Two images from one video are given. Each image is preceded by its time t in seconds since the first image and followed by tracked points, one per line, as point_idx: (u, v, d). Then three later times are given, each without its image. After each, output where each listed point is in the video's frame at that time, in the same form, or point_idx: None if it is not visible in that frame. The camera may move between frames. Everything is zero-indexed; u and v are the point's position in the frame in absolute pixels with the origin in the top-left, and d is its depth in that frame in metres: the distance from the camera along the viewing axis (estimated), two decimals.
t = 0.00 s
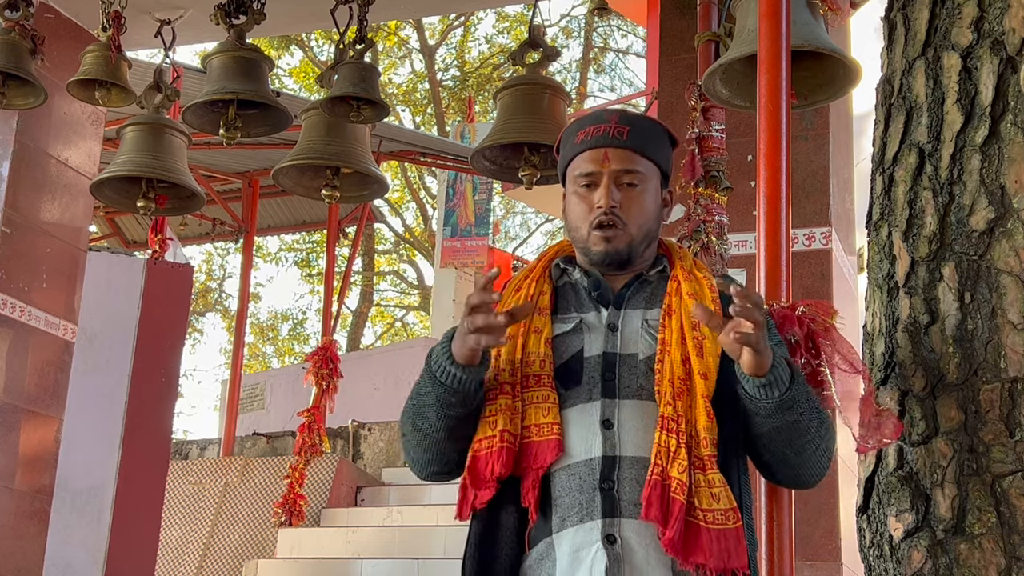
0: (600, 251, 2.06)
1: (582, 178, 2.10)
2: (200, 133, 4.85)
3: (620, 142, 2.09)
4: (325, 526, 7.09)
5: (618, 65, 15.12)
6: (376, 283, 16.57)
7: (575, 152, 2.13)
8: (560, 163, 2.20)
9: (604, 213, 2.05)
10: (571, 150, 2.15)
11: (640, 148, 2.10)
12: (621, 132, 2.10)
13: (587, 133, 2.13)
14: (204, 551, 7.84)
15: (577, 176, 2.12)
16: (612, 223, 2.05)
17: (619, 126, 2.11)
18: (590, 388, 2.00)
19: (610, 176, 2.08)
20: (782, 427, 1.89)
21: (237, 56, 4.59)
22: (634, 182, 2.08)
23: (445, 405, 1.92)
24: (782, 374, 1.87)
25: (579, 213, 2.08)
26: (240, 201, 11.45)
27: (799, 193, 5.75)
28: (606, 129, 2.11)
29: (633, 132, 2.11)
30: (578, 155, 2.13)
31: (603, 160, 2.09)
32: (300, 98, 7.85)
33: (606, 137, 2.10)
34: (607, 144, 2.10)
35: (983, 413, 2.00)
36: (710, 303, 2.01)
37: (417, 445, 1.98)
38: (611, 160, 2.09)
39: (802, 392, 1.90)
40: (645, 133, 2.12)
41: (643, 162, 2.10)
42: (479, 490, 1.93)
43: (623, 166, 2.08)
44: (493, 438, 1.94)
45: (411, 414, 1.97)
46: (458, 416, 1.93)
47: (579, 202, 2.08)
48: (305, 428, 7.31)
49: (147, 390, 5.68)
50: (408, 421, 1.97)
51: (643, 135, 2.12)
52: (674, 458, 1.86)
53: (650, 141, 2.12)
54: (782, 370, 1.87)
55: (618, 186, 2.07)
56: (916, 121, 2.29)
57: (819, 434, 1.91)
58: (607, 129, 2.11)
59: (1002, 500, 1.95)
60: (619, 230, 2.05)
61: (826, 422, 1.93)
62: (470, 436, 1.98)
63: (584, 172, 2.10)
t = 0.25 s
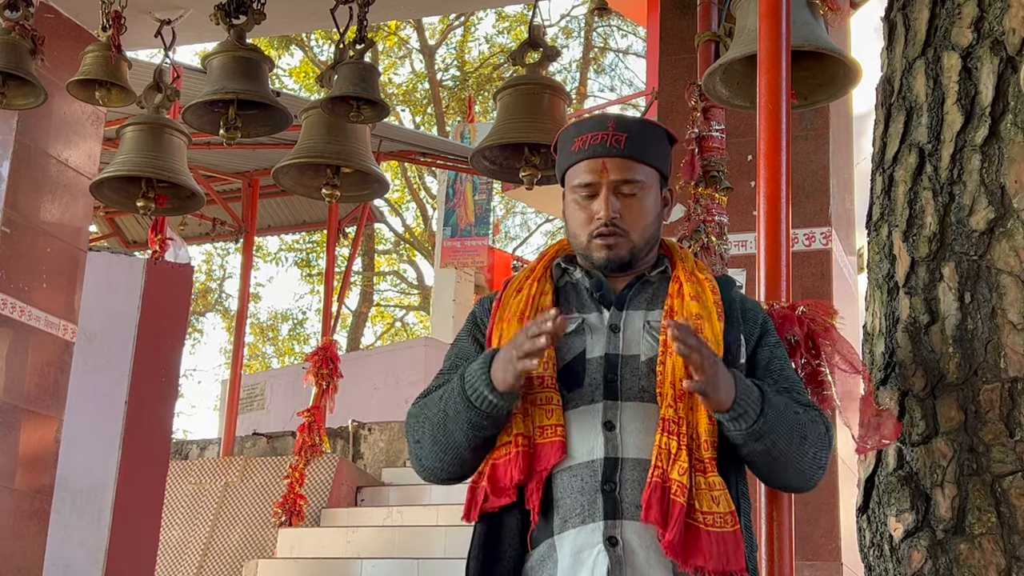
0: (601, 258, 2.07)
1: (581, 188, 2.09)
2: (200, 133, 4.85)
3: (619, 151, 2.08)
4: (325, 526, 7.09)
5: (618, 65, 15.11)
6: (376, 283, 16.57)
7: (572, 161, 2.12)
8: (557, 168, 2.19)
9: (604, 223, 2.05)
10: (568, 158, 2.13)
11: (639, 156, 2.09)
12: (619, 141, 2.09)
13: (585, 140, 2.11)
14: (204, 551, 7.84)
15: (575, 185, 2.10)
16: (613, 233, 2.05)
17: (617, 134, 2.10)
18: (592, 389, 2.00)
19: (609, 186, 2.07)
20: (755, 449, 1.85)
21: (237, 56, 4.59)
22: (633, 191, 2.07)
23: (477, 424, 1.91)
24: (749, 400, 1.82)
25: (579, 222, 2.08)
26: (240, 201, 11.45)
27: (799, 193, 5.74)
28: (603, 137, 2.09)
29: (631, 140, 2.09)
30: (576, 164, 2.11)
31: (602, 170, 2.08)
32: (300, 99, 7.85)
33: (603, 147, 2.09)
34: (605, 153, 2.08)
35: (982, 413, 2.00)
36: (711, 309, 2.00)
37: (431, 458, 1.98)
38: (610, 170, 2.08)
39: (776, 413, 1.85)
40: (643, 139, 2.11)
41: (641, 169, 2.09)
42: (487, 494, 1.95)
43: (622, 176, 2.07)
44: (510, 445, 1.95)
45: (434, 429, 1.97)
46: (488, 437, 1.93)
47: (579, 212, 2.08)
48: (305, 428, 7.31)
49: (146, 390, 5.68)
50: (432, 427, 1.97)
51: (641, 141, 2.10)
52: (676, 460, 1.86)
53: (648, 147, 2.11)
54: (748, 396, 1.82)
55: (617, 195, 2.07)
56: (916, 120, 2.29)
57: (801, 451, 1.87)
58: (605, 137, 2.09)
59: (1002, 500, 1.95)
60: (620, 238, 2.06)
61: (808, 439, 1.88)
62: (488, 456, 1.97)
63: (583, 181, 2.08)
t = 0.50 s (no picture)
0: (604, 255, 2.07)
1: (581, 186, 2.10)
2: (200, 133, 4.85)
3: (618, 148, 2.08)
4: (325, 526, 7.09)
5: (618, 65, 15.12)
6: (375, 283, 16.57)
7: (573, 161, 2.12)
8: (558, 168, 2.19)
9: (606, 221, 2.05)
10: (568, 157, 2.14)
11: (638, 153, 2.09)
12: (618, 139, 2.09)
13: (584, 140, 2.12)
14: (204, 551, 7.84)
15: (576, 184, 2.11)
16: (615, 229, 2.05)
17: (616, 132, 2.10)
18: (593, 388, 2.00)
19: (610, 184, 2.07)
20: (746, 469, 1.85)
21: (237, 57, 4.59)
22: (633, 188, 2.08)
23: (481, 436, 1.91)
24: (743, 425, 1.80)
25: (581, 221, 2.08)
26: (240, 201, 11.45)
27: (799, 193, 5.75)
28: (602, 136, 2.10)
29: (630, 138, 2.10)
30: (576, 164, 2.12)
31: (602, 168, 2.08)
32: (300, 99, 7.85)
33: (602, 146, 2.09)
34: (604, 151, 2.09)
35: (983, 413, 2.00)
36: (714, 310, 2.00)
37: (440, 476, 1.97)
38: (610, 168, 2.08)
39: (770, 435, 1.84)
40: (643, 138, 2.11)
41: (641, 166, 2.09)
42: (489, 497, 1.96)
43: (622, 174, 2.08)
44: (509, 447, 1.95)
45: (441, 449, 1.96)
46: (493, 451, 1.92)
47: (580, 211, 2.08)
48: (305, 428, 7.31)
49: (146, 390, 5.68)
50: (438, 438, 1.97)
51: (640, 139, 2.11)
52: (677, 460, 1.86)
53: (648, 145, 2.11)
54: (744, 420, 1.81)
55: (618, 193, 2.07)
56: (916, 121, 2.29)
57: (794, 470, 1.86)
58: (603, 136, 2.10)
59: (1002, 500, 1.95)
60: (621, 235, 2.06)
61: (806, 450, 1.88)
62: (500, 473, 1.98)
63: (584, 180, 2.09)
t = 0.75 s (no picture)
0: (603, 222, 2.06)
1: (586, 161, 2.14)
2: (200, 133, 4.85)
3: (623, 124, 2.14)
4: (325, 526, 7.09)
5: (618, 66, 15.11)
6: (376, 283, 16.57)
7: (579, 139, 2.18)
8: (565, 158, 2.23)
9: (609, 186, 2.07)
10: (575, 139, 2.20)
11: (642, 132, 2.14)
12: (623, 118, 2.15)
13: (591, 121, 2.19)
14: (204, 551, 7.84)
15: (581, 160, 2.15)
16: (617, 195, 2.06)
17: (622, 113, 2.16)
18: (594, 388, 2.00)
19: (613, 155, 2.11)
20: (770, 417, 1.87)
21: (237, 56, 4.59)
22: (637, 161, 2.11)
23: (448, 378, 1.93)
24: (772, 357, 1.86)
25: (583, 192, 2.10)
26: (240, 201, 11.45)
27: (799, 193, 5.75)
28: (609, 116, 2.17)
29: (636, 118, 2.16)
30: (582, 142, 2.17)
31: (607, 140, 2.13)
32: (300, 99, 7.85)
33: (608, 122, 2.15)
34: (610, 127, 2.15)
35: (983, 414, 2.00)
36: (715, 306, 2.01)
37: (411, 425, 1.99)
38: (614, 139, 2.13)
39: (796, 378, 1.89)
40: (648, 120, 2.16)
41: (645, 145, 2.13)
42: (491, 489, 1.94)
43: (626, 145, 2.12)
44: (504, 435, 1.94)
45: (407, 398, 1.98)
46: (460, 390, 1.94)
47: (583, 181, 2.11)
48: (305, 428, 7.31)
49: (146, 390, 5.68)
50: (406, 398, 1.98)
51: (644, 121, 2.16)
52: (678, 460, 1.86)
53: (653, 125, 2.16)
54: (771, 356, 1.86)
55: (621, 163, 2.10)
56: (916, 121, 2.29)
57: (807, 435, 1.89)
58: (610, 116, 2.16)
59: (1002, 500, 1.95)
60: (624, 202, 2.06)
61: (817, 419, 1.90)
62: (467, 413, 2.00)
63: (588, 153, 2.14)
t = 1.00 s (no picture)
0: (604, 242, 2.07)
1: (586, 174, 2.12)
2: (199, 133, 4.85)
3: (625, 137, 2.11)
4: (325, 526, 7.09)
5: (618, 65, 15.11)
6: (375, 283, 16.57)
7: (580, 149, 2.16)
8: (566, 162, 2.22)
9: (609, 205, 2.06)
10: (576, 147, 2.17)
11: (644, 144, 2.12)
12: (626, 129, 2.12)
13: (593, 130, 2.16)
14: (204, 551, 7.84)
15: (582, 171, 2.13)
16: (616, 214, 2.06)
17: (625, 123, 2.13)
18: (592, 384, 2.00)
19: (615, 170, 2.09)
20: (758, 435, 1.84)
21: (237, 57, 4.59)
22: (638, 177, 2.09)
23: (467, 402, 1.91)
24: (758, 380, 1.82)
25: (584, 208, 2.09)
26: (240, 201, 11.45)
27: (799, 193, 5.75)
28: (610, 126, 2.14)
29: (638, 128, 2.13)
30: (583, 153, 2.15)
31: (608, 155, 2.11)
32: (300, 99, 7.85)
33: (610, 133, 2.13)
34: (612, 139, 2.12)
35: (983, 413, 2.00)
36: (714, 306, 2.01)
37: (426, 446, 1.96)
38: (616, 154, 2.11)
39: (783, 398, 1.84)
40: (650, 131, 2.14)
41: (647, 157, 2.12)
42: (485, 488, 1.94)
43: (627, 161, 2.10)
44: (500, 434, 1.95)
45: (423, 414, 1.95)
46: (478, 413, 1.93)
47: (584, 196, 2.09)
48: (305, 428, 7.31)
49: (146, 390, 5.68)
50: (421, 421, 1.95)
51: (647, 132, 2.14)
52: (676, 454, 1.86)
53: (655, 138, 2.14)
54: (757, 375, 1.82)
55: (622, 179, 2.09)
56: (916, 121, 2.29)
57: (801, 447, 1.86)
58: (612, 126, 2.13)
59: (1002, 500, 1.95)
60: (623, 222, 2.06)
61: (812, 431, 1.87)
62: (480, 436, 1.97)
63: (589, 167, 2.11)
